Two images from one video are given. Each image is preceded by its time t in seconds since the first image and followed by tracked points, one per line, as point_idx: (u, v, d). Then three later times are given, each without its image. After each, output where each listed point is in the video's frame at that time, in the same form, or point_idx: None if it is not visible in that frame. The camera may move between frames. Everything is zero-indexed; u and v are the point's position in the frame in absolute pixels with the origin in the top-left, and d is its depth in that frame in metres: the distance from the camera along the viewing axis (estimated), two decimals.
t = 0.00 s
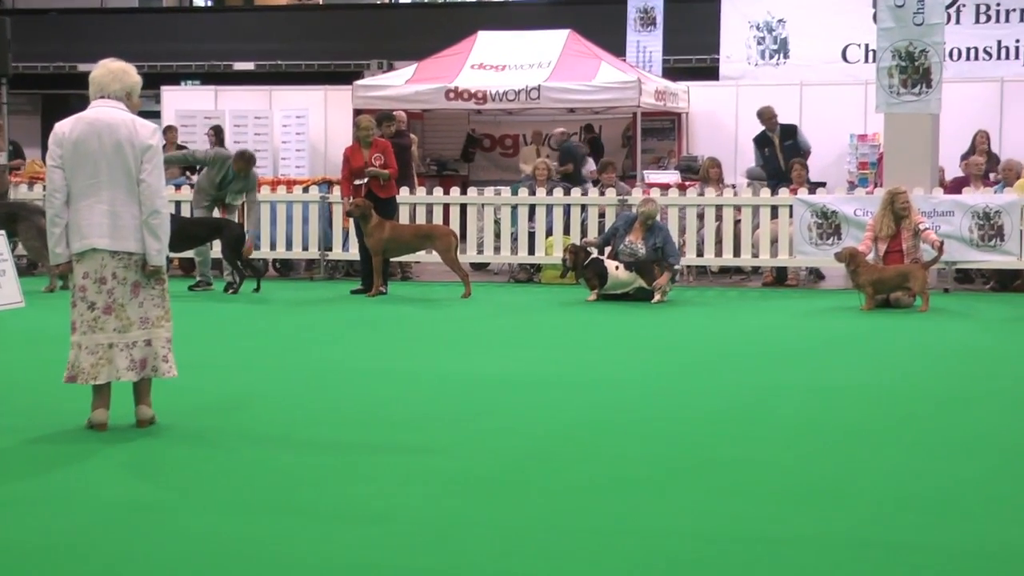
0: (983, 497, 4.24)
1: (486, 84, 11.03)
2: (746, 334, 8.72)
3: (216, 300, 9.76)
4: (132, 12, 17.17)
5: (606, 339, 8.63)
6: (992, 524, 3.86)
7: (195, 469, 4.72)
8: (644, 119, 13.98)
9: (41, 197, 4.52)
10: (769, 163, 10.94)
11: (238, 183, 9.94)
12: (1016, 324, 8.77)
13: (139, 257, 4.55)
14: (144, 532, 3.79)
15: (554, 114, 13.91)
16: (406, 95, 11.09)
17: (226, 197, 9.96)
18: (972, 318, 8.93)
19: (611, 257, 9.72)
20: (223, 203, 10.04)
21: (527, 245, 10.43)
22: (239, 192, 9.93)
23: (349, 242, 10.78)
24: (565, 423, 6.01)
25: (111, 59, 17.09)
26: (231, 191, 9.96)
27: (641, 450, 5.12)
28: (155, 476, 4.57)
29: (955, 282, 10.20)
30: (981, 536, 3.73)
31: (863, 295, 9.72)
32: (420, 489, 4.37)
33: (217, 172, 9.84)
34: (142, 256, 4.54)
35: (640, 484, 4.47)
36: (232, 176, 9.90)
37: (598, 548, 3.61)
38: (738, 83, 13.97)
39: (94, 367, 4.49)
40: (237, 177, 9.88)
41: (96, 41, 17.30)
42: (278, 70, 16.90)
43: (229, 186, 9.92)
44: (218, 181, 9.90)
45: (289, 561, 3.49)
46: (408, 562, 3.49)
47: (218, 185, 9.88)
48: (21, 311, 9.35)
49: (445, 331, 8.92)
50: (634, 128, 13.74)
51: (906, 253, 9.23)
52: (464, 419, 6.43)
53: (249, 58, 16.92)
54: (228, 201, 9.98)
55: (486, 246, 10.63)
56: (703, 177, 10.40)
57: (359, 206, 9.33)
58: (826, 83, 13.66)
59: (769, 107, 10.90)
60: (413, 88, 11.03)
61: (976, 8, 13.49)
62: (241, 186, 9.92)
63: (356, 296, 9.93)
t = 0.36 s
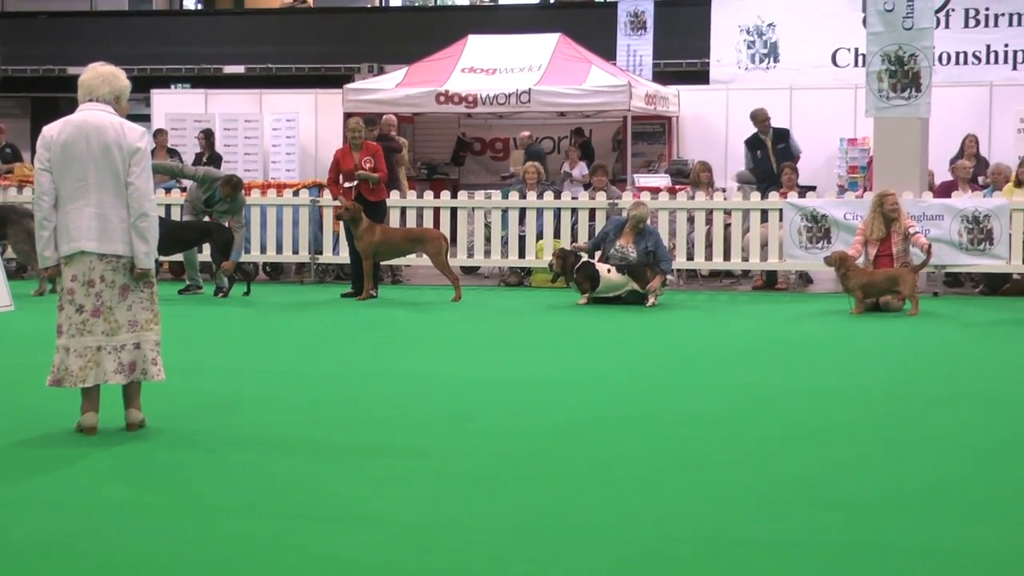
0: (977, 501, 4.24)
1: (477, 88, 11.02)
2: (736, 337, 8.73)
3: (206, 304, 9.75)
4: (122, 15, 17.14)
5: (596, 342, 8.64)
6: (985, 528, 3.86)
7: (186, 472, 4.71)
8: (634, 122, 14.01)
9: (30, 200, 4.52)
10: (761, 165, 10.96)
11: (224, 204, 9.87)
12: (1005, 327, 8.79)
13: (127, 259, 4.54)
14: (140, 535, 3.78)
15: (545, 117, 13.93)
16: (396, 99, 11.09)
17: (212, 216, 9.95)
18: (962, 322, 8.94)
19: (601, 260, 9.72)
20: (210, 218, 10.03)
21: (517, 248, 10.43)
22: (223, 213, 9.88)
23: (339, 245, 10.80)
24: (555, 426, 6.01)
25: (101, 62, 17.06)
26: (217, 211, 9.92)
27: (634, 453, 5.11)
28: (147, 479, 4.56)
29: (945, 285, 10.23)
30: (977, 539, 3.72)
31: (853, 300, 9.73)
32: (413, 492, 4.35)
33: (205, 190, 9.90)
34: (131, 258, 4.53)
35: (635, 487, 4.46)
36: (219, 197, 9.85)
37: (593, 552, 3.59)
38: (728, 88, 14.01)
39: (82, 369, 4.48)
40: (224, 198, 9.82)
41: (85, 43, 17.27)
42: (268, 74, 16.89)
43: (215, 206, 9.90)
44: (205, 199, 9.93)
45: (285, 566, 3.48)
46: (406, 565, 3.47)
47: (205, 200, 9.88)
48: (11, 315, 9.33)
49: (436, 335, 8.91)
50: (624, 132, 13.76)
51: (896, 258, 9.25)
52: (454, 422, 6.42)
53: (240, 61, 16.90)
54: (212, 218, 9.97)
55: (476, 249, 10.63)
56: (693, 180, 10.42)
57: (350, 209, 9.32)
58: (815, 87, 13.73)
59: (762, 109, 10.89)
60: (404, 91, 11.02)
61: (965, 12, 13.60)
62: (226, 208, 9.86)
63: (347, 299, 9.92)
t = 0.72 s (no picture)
0: (976, 501, 4.24)
1: (473, 87, 11.01)
2: (732, 336, 8.74)
3: (201, 303, 9.72)
4: (117, 13, 17.12)
5: (592, 341, 8.63)
6: (985, 528, 3.85)
7: (181, 471, 4.70)
8: (631, 121, 14.02)
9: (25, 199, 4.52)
10: (759, 164, 10.95)
11: (220, 201, 9.85)
12: (1000, 326, 8.80)
13: (122, 258, 4.53)
14: (134, 535, 3.76)
15: (541, 117, 13.93)
16: (392, 98, 11.07)
17: (206, 213, 9.91)
18: (957, 321, 8.95)
19: (597, 259, 9.72)
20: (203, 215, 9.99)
21: (513, 248, 10.43)
22: (218, 210, 9.86)
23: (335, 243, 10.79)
24: (553, 425, 6.00)
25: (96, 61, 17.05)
26: (212, 207, 9.89)
27: (632, 452, 5.10)
28: (142, 479, 4.55)
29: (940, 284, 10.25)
30: (974, 540, 3.72)
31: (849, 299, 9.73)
32: (411, 492, 4.34)
33: (199, 186, 9.83)
34: (125, 257, 4.52)
35: (633, 486, 4.45)
36: (214, 194, 9.82)
37: (593, 552, 3.58)
38: (724, 87, 14.01)
39: (77, 368, 4.47)
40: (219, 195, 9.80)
41: (80, 42, 17.25)
42: (264, 72, 16.87)
43: (210, 203, 9.86)
44: (199, 197, 9.88)
45: (285, 566, 3.46)
46: (405, 564, 3.46)
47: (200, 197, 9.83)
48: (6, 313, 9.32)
49: (432, 334, 8.90)
50: (620, 131, 13.76)
51: (892, 257, 9.25)
52: (450, 421, 6.42)
53: (234, 61, 16.88)
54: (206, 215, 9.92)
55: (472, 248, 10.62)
56: (690, 179, 10.43)
57: (344, 208, 9.29)
58: (811, 86, 13.75)
59: (762, 108, 10.88)
60: (399, 90, 11.01)
61: (960, 12, 13.63)
62: (221, 205, 9.85)
63: (342, 298, 9.91)
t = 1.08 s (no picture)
0: (933, 501, 4.28)
1: (438, 90, 11.01)
2: (694, 339, 8.77)
3: (164, 307, 9.68)
4: (80, 15, 17.02)
5: (555, 344, 8.65)
6: (942, 528, 3.89)
7: (139, 476, 4.68)
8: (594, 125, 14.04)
9: None
10: (722, 168, 11.00)
11: (182, 205, 9.79)
12: (959, 328, 8.86)
13: (84, 261, 4.49)
14: (90, 541, 3.74)
15: (506, 120, 13.93)
16: (356, 102, 11.06)
17: (168, 217, 9.84)
18: (918, 324, 9.01)
19: (560, 262, 9.74)
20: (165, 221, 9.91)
21: (478, 251, 10.46)
22: (181, 214, 9.79)
23: (299, 247, 10.77)
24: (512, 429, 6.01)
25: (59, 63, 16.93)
26: (175, 212, 9.82)
27: (592, 455, 5.11)
28: (100, 484, 4.52)
29: (901, 288, 10.22)
30: (926, 539, 3.76)
31: (810, 302, 9.79)
32: (371, 495, 4.34)
33: (162, 190, 9.75)
34: (87, 260, 4.48)
35: (595, 488, 4.47)
36: (177, 198, 9.77)
37: (552, 554, 3.60)
38: (688, 91, 14.06)
39: (39, 374, 4.44)
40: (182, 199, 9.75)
41: (42, 44, 17.13)
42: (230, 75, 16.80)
43: (173, 206, 9.79)
44: (162, 200, 9.82)
45: (249, 570, 3.46)
46: (369, 568, 3.47)
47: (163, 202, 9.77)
48: None
49: (396, 338, 8.89)
50: (584, 135, 13.78)
51: (853, 260, 9.32)
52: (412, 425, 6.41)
53: (197, 64, 16.82)
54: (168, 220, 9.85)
55: (436, 251, 10.63)
56: (654, 184, 10.47)
57: (308, 212, 9.34)
58: (773, 90, 13.86)
59: (724, 112, 10.92)
60: (364, 94, 11.01)
61: (920, 17, 13.77)
62: (185, 209, 9.79)
63: (306, 302, 9.90)
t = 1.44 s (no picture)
0: (876, 501, 4.31)
1: (384, 95, 10.99)
2: (639, 343, 8.79)
3: (107, 313, 9.60)
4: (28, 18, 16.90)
5: (501, 348, 8.65)
6: (880, 527, 3.92)
7: (73, 482, 4.61)
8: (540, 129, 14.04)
9: None
10: (664, 174, 11.03)
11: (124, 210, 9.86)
12: (902, 331, 8.93)
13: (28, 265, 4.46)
14: (23, 547, 3.68)
15: (452, 125, 13.94)
16: (301, 106, 11.03)
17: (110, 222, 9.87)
18: (862, 328, 9.07)
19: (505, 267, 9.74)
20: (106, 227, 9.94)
21: (423, 256, 10.45)
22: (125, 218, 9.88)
23: (243, 252, 10.73)
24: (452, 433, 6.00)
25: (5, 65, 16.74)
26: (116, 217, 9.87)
27: (532, 458, 5.10)
28: (33, 491, 4.45)
29: (844, 292, 10.28)
30: (863, 539, 3.78)
31: (754, 307, 9.83)
32: (308, 500, 4.31)
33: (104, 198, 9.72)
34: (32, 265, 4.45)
35: (536, 491, 4.46)
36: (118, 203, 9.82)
37: (490, 556, 3.59)
38: (633, 96, 14.09)
39: None
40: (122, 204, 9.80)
41: None
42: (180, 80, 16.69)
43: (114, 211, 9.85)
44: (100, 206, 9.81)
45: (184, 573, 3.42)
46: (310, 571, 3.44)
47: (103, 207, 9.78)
48: None
49: (343, 343, 8.86)
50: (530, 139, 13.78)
51: (797, 265, 9.36)
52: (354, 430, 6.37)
53: (144, 67, 16.69)
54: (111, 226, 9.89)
55: (381, 256, 10.61)
56: (599, 188, 10.49)
57: (253, 216, 9.30)
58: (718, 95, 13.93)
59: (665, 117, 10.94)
60: (309, 98, 10.97)
61: (863, 23, 13.88)
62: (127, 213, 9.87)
63: (250, 307, 9.85)
